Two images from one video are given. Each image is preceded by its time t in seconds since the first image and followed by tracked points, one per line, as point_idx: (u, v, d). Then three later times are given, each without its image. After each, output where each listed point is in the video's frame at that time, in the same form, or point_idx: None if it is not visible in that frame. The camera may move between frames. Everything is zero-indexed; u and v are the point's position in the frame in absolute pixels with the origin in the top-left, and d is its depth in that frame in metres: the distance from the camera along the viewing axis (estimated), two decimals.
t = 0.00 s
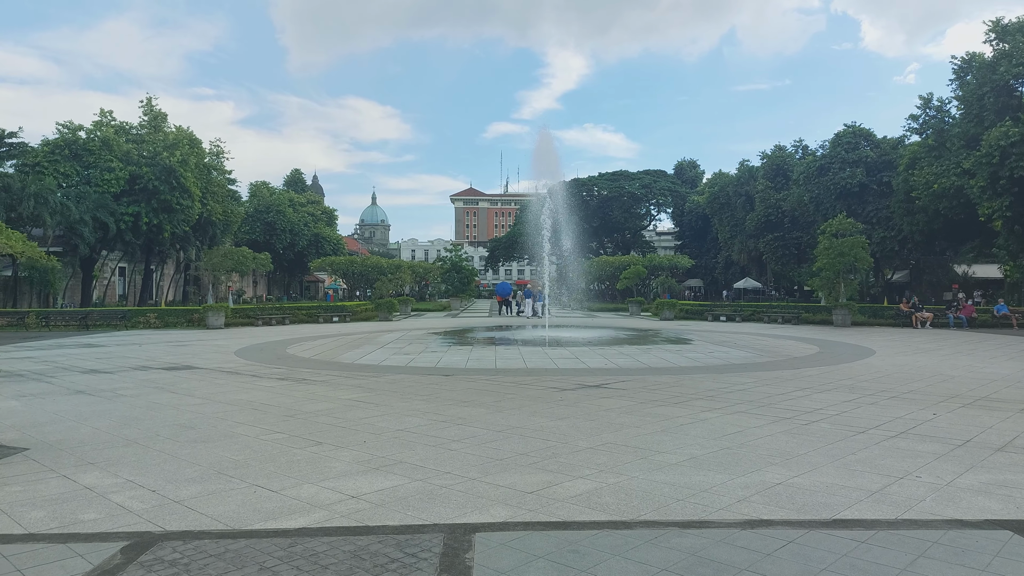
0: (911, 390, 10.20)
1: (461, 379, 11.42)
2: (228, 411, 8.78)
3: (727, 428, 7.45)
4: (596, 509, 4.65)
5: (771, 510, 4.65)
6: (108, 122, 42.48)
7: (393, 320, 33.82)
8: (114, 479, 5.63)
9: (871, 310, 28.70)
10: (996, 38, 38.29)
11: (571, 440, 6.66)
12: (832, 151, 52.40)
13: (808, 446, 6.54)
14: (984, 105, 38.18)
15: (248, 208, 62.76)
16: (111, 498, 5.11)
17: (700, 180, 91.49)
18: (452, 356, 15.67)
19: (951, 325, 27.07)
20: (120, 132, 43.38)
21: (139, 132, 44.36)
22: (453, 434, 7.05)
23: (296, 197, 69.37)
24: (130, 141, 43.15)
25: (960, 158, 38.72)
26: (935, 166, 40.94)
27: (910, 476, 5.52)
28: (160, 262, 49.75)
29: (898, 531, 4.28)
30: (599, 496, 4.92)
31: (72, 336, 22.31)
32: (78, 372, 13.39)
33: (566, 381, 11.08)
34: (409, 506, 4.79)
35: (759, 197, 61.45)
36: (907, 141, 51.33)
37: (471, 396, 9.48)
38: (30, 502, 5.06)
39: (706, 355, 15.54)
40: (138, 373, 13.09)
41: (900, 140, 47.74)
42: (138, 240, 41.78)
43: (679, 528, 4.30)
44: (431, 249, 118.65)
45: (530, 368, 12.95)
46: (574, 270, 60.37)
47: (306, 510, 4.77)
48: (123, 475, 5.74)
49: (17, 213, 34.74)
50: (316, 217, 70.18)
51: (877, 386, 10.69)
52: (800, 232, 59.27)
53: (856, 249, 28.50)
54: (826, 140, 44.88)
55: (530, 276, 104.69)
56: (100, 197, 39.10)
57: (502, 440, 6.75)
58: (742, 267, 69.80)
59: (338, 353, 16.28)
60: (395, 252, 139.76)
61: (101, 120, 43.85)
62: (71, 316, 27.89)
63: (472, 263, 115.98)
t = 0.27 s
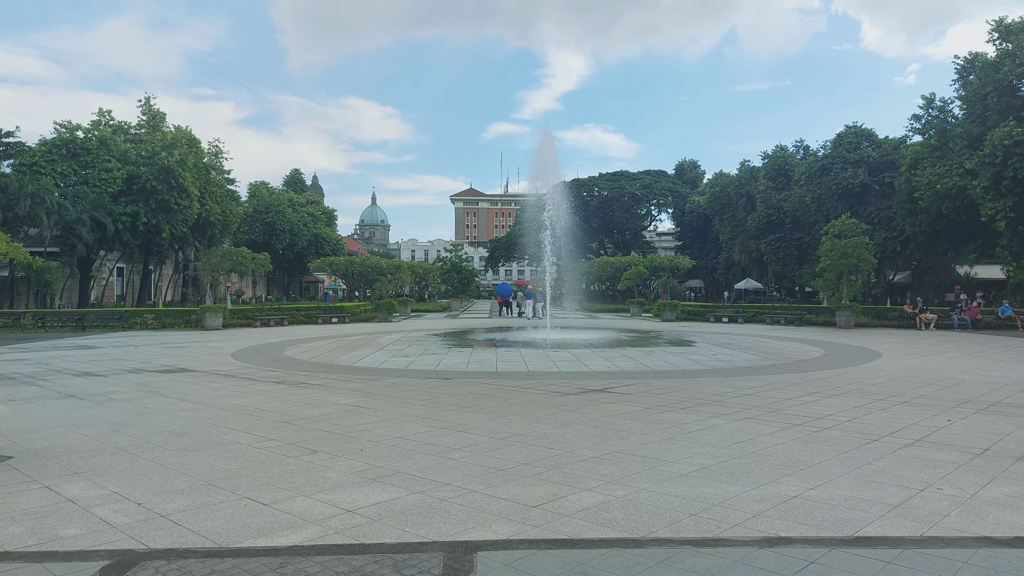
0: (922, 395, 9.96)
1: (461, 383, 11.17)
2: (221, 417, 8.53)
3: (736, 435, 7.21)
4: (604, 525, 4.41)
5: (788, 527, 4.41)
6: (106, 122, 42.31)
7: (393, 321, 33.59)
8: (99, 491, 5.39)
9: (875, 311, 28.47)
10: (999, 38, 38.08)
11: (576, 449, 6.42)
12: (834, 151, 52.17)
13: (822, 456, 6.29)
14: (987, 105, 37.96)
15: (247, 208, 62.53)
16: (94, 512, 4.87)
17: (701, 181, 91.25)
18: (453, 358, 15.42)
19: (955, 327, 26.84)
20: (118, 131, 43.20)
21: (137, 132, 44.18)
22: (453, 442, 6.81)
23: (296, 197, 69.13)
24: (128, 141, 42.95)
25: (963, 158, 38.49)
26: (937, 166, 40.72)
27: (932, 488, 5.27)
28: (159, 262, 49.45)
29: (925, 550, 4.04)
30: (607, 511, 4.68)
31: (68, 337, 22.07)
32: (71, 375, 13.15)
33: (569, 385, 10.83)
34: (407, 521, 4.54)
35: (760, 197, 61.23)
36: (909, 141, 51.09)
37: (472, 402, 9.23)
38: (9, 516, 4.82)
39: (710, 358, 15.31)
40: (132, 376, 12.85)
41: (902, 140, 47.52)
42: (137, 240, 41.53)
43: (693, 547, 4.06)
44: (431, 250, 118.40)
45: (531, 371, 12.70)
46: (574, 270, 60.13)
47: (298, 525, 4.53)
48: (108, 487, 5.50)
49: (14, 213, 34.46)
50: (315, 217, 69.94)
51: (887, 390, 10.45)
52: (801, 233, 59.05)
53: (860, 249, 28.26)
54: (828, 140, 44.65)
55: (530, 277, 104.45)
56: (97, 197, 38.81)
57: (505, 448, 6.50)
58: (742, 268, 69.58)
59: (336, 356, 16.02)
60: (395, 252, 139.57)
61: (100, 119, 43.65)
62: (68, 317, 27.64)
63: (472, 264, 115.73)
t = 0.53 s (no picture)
0: (936, 396, 9.69)
1: (462, 384, 10.91)
2: (214, 419, 8.27)
3: (747, 438, 6.95)
4: (615, 536, 4.14)
5: (811, 538, 4.14)
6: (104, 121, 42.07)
7: (392, 321, 33.31)
8: (81, 499, 5.13)
9: (878, 311, 28.20)
10: (1002, 35, 37.80)
11: (582, 454, 6.15)
12: (835, 150, 51.91)
13: (838, 460, 6.02)
14: (990, 103, 37.69)
15: (246, 208, 62.29)
16: (73, 522, 4.60)
17: (702, 180, 90.96)
18: (453, 358, 15.15)
19: (960, 326, 26.57)
20: (116, 130, 42.98)
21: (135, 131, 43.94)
22: (453, 446, 6.54)
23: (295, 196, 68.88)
24: (126, 139, 42.71)
25: (966, 157, 38.22)
26: (940, 164, 40.46)
27: (958, 495, 5.00)
28: (157, 262, 49.15)
29: (958, 565, 3.77)
30: (616, 521, 4.41)
31: (64, 338, 21.81)
32: (63, 376, 12.88)
33: (572, 386, 10.55)
34: (404, 532, 4.27)
35: (762, 196, 60.97)
36: (911, 140, 50.82)
37: (473, 403, 8.97)
38: None
39: (715, 358, 15.04)
40: (125, 377, 12.58)
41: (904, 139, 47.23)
42: (134, 239, 41.23)
43: (709, 561, 3.79)
44: (431, 249, 118.09)
45: (533, 372, 12.43)
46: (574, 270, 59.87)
47: (288, 536, 4.26)
48: (91, 495, 5.23)
49: (10, 213, 34.14)
50: (315, 217, 69.69)
51: (899, 391, 10.18)
52: (802, 232, 58.80)
53: (864, 248, 27.99)
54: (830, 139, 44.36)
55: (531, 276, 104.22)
56: (95, 195, 38.50)
57: (508, 452, 6.24)
58: (743, 267, 69.34)
59: (335, 356, 15.75)
60: (395, 252, 139.35)
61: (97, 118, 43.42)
62: (64, 317, 27.38)
63: (472, 263, 115.44)
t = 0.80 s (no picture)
0: (949, 400, 9.42)
1: (461, 387, 10.66)
2: (206, 425, 8.01)
3: (758, 446, 6.69)
4: (624, 556, 3.88)
5: (833, 557, 3.88)
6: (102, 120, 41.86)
7: (392, 322, 33.08)
8: (60, 512, 4.87)
9: (883, 311, 27.94)
10: (1007, 33, 37.52)
11: (586, 463, 5.90)
12: (837, 149, 51.64)
13: (854, 470, 5.77)
14: (994, 101, 37.42)
15: (246, 208, 62.06)
16: (50, 539, 4.34)
17: (703, 180, 90.70)
18: (452, 360, 14.89)
19: (965, 327, 26.31)
20: (115, 130, 42.77)
21: (134, 131, 43.75)
22: (452, 454, 6.29)
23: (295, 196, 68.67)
24: (124, 139, 42.49)
25: (970, 155, 37.95)
26: (943, 163, 40.20)
27: (984, 510, 4.74)
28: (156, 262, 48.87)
29: None
30: (625, 538, 4.15)
31: (60, 338, 21.59)
32: (55, 378, 12.64)
33: (574, 389, 10.30)
34: (400, 551, 4.01)
35: (763, 195, 60.73)
36: (914, 139, 50.55)
37: (472, 408, 8.72)
38: None
39: (720, 360, 14.77)
40: (118, 379, 12.33)
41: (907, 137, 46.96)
42: (133, 240, 40.97)
43: None
44: (432, 249, 117.92)
45: (534, 374, 12.19)
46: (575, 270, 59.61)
47: (275, 556, 4.01)
48: (71, 507, 4.98)
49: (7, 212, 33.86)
50: (315, 217, 69.46)
51: (910, 395, 9.92)
52: (804, 231, 58.55)
53: (868, 248, 27.72)
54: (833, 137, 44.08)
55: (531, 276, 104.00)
56: (93, 195, 38.24)
57: (509, 462, 5.98)
58: (745, 267, 69.10)
59: (332, 358, 15.49)
60: (395, 252, 139.11)
61: (96, 118, 43.21)
62: (61, 317, 27.14)
63: (472, 263, 115.20)
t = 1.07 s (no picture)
0: (966, 403, 9.15)
1: (463, 389, 10.40)
2: (200, 428, 7.75)
3: (773, 451, 6.43)
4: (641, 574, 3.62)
5: None
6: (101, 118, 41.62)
7: (392, 321, 32.81)
8: (40, 523, 4.61)
9: (887, 311, 27.67)
10: (1011, 32, 37.27)
11: (596, 470, 5.63)
12: (840, 149, 51.36)
13: (876, 479, 5.50)
14: (998, 100, 37.16)
15: (245, 207, 61.80)
16: (28, 553, 4.08)
17: (704, 180, 90.44)
18: (454, 361, 14.63)
19: (971, 327, 26.02)
20: (114, 128, 42.54)
21: (133, 129, 43.50)
22: (455, 460, 6.02)
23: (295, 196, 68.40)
24: (123, 138, 42.23)
25: (974, 155, 37.70)
26: (947, 163, 39.92)
27: (1019, 522, 4.48)
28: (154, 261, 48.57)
29: None
30: (641, 553, 3.89)
31: (56, 338, 21.32)
32: (48, 379, 12.38)
33: (579, 391, 10.04)
34: (401, 567, 3.75)
35: (765, 195, 60.49)
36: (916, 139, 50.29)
37: (475, 411, 8.46)
38: None
39: (726, 361, 14.49)
40: (112, 381, 12.07)
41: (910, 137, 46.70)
42: (132, 239, 40.70)
43: None
44: (432, 249, 117.65)
45: (537, 376, 11.93)
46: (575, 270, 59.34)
47: (268, 572, 3.75)
48: (54, 518, 4.72)
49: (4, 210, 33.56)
50: (315, 216, 69.19)
51: (924, 397, 9.66)
52: (806, 232, 58.30)
53: (873, 248, 27.45)
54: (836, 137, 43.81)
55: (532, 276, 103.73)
56: (91, 194, 37.95)
57: (515, 468, 5.72)
58: (746, 267, 68.84)
59: (332, 358, 15.21)
60: (395, 252, 138.78)
61: (95, 116, 42.97)
62: (58, 317, 26.88)
63: (473, 263, 114.91)
